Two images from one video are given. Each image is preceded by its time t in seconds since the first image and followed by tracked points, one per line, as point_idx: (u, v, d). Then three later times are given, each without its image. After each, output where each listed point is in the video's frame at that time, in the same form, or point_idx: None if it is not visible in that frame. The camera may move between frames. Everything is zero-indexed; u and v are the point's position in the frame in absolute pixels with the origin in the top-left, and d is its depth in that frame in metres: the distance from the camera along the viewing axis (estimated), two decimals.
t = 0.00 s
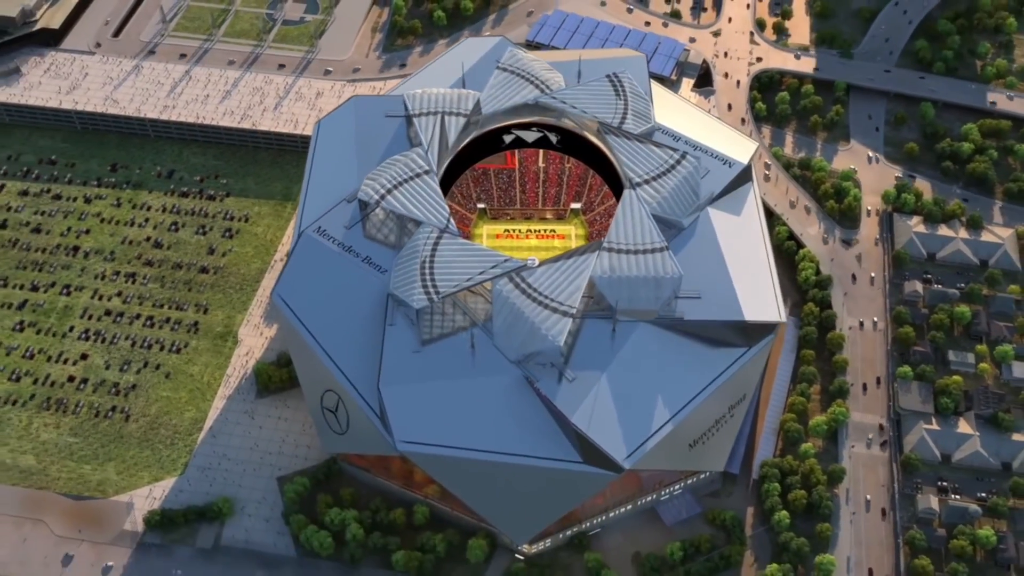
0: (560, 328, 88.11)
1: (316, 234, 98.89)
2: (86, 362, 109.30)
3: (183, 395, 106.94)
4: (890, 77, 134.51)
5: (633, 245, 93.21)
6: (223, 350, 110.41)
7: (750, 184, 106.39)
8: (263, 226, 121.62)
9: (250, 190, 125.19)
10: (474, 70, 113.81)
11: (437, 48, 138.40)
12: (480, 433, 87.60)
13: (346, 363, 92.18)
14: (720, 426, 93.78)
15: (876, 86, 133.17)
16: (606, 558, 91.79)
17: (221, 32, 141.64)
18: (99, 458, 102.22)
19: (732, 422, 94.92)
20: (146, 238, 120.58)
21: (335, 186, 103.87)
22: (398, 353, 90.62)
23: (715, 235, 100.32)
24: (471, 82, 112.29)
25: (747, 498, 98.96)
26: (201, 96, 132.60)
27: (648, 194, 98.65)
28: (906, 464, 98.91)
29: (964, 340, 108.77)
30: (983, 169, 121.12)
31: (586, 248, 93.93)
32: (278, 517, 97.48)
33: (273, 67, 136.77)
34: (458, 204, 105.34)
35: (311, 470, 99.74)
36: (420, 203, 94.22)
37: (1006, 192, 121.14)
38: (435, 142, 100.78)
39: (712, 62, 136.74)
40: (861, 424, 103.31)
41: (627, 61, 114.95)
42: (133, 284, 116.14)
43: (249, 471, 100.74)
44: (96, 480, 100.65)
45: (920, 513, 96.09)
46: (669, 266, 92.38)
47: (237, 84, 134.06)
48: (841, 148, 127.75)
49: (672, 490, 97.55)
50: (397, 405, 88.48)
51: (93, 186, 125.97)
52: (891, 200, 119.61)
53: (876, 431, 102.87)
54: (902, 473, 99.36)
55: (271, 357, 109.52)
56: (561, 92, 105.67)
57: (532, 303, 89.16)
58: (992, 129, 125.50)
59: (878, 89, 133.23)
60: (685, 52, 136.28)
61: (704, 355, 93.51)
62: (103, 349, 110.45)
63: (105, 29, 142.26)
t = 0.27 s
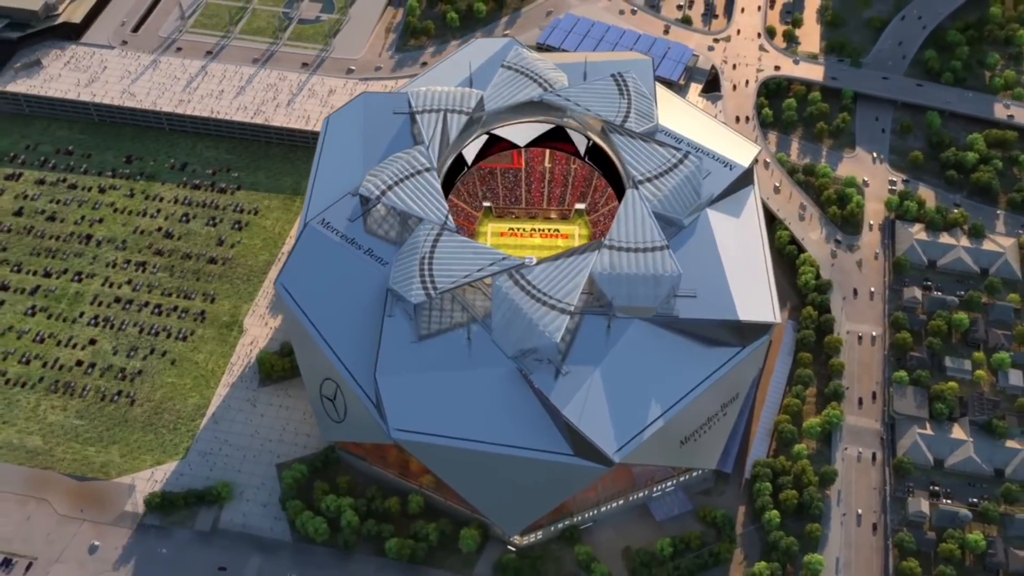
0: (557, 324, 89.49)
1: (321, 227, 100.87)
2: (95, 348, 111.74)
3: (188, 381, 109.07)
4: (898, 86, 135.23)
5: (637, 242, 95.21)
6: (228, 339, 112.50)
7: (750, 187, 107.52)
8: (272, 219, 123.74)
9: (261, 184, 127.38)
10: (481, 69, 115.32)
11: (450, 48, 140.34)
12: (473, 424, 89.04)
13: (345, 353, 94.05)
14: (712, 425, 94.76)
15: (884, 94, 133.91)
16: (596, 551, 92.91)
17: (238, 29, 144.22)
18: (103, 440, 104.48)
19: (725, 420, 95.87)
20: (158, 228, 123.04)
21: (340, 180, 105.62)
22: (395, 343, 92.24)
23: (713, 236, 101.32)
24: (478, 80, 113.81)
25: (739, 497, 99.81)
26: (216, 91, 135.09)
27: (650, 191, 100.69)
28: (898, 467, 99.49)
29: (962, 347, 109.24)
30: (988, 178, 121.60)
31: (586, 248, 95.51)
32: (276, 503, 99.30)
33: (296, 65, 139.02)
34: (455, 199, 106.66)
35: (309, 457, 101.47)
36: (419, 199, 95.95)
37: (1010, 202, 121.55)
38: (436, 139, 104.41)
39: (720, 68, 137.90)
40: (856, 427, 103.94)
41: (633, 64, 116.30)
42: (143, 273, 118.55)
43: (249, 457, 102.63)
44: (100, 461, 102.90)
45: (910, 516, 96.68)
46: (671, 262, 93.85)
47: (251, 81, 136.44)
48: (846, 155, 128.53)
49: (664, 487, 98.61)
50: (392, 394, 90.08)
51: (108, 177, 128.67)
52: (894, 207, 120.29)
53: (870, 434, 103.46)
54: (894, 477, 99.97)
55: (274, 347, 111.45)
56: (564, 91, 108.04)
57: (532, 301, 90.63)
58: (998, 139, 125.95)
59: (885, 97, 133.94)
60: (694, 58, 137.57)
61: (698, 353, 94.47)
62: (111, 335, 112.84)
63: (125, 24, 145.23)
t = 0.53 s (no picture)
0: (552, 323, 90.21)
1: (322, 219, 101.96)
2: (100, 334, 113.37)
3: (190, 369, 110.50)
4: (908, 95, 134.89)
5: (638, 242, 95.79)
6: (231, 329, 113.88)
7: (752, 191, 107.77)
8: (279, 212, 125.07)
9: (269, 177, 128.81)
10: (487, 69, 115.88)
11: (461, 47, 141.33)
12: (464, 418, 89.83)
13: (341, 344, 95.12)
14: (704, 426, 95.13)
15: (894, 102, 133.62)
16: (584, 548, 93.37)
17: (253, 24, 145.95)
18: (104, 425, 106.00)
19: (717, 422, 96.25)
20: (167, 218, 124.71)
21: (344, 176, 106.50)
22: (390, 336, 93.16)
23: (712, 238, 101.48)
24: (485, 78, 114.39)
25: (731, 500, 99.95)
26: (229, 85, 136.70)
27: (654, 189, 101.89)
28: (892, 475, 99.30)
29: (962, 356, 108.86)
30: (995, 189, 121.09)
31: (587, 249, 96.01)
32: (270, 491, 100.48)
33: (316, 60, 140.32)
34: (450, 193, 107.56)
35: (305, 447, 102.53)
36: (418, 197, 96.73)
37: (1017, 213, 120.97)
38: (437, 134, 104.70)
39: (730, 73, 138.07)
40: (851, 434, 103.82)
41: (639, 66, 116.56)
42: (150, 262, 120.17)
43: (246, 445, 103.89)
44: (100, 445, 104.41)
45: (901, 524, 96.54)
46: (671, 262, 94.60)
47: (264, 75, 137.99)
48: (853, 162, 128.37)
49: (656, 487, 98.91)
50: (386, 386, 91.08)
51: (120, 166, 130.53)
52: (899, 215, 120.04)
53: (865, 441, 103.30)
54: (887, 484, 99.80)
55: (276, 338, 112.69)
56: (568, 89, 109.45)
57: (529, 301, 91.28)
58: (1007, 150, 125.35)
59: (895, 106, 133.65)
60: (704, 62, 137.83)
61: (692, 354, 94.89)
62: (117, 322, 114.45)
63: (143, 17, 147.33)
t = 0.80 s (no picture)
0: (545, 325, 89.72)
1: (323, 213, 102.38)
2: (103, 319, 114.45)
3: (189, 357, 111.34)
4: (923, 103, 133.50)
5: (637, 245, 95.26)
6: (232, 318, 114.60)
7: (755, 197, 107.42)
8: (285, 204, 125.71)
9: (278, 169, 129.50)
10: (494, 66, 115.66)
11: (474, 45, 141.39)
12: (453, 415, 89.91)
13: (335, 337, 95.48)
14: (695, 431, 94.74)
15: (907, 111, 132.31)
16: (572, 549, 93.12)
17: (269, 17, 146.80)
18: (103, 409, 107.04)
19: (709, 427, 95.86)
20: (174, 207, 125.72)
21: (346, 170, 106.86)
22: (384, 331, 93.36)
23: (711, 242, 101.04)
24: (491, 75, 114.30)
25: (722, 505, 99.41)
26: (242, 76, 137.52)
27: (655, 190, 101.10)
28: (885, 486, 98.37)
29: (963, 369, 107.66)
30: (1006, 201, 119.56)
31: (585, 251, 95.93)
32: (262, 481, 101.10)
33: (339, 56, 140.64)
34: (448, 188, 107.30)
35: (299, 438, 103.06)
36: (415, 193, 97.18)
37: None
38: (438, 129, 104.72)
39: (743, 76, 137.29)
40: (847, 444, 102.95)
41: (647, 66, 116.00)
42: (156, 250, 121.17)
43: (241, 435, 104.59)
44: (97, 430, 105.43)
45: (892, 536, 95.64)
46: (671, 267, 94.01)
47: (277, 67, 138.74)
48: (863, 170, 127.30)
49: (646, 490, 98.59)
50: (377, 381, 91.38)
51: (131, 155, 131.72)
52: (906, 225, 118.88)
53: (861, 451, 102.42)
54: (880, 496, 98.89)
55: (276, 329, 113.29)
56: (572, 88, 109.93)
57: (524, 301, 91.02)
58: (1020, 162, 123.74)
59: (909, 114, 132.34)
60: (717, 65, 137.10)
61: (685, 358, 94.48)
62: (120, 308, 115.51)
63: (161, 7, 148.64)
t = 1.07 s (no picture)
0: (537, 329, 89.21)
1: (322, 205, 102.37)
2: (105, 303, 115.37)
3: (188, 344, 111.91)
4: (940, 113, 131.38)
5: (635, 248, 94.59)
6: (233, 307, 115.00)
7: (759, 203, 106.03)
8: (292, 194, 125.98)
9: (286, 159, 129.75)
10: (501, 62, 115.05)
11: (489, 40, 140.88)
12: (439, 413, 89.70)
13: (328, 330, 95.66)
14: (684, 438, 93.96)
15: (923, 120, 130.26)
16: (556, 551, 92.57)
17: (286, 7, 147.09)
18: (100, 393, 107.87)
19: (699, 435, 95.01)
20: (182, 194, 126.39)
21: (347, 163, 106.80)
22: (375, 326, 93.35)
23: (710, 247, 99.79)
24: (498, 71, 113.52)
25: (711, 514, 98.45)
26: (255, 66, 137.87)
27: (657, 192, 101.04)
28: (878, 502, 96.94)
29: (966, 386, 105.88)
30: (1019, 215, 117.26)
31: (583, 254, 94.73)
32: (252, 471, 101.43)
33: (363, 50, 140.46)
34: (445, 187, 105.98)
35: (291, 429, 103.30)
36: (411, 189, 97.16)
37: None
38: (438, 126, 104.72)
39: (758, 80, 135.75)
40: (842, 456, 101.57)
41: (656, 66, 114.88)
42: (161, 236, 121.87)
43: (235, 423, 105.02)
44: (93, 413, 106.25)
45: (882, 553, 94.23)
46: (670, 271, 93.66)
47: (291, 58, 138.98)
48: (875, 179, 125.52)
49: (635, 496, 97.84)
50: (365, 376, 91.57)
51: (142, 140, 132.59)
52: (915, 236, 117.02)
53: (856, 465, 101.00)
54: (873, 511, 97.49)
55: (275, 319, 113.56)
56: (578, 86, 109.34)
57: (516, 302, 90.50)
58: None
59: (925, 124, 130.29)
60: (732, 68, 135.64)
61: (677, 365, 93.71)
62: (122, 293, 116.37)
63: None
